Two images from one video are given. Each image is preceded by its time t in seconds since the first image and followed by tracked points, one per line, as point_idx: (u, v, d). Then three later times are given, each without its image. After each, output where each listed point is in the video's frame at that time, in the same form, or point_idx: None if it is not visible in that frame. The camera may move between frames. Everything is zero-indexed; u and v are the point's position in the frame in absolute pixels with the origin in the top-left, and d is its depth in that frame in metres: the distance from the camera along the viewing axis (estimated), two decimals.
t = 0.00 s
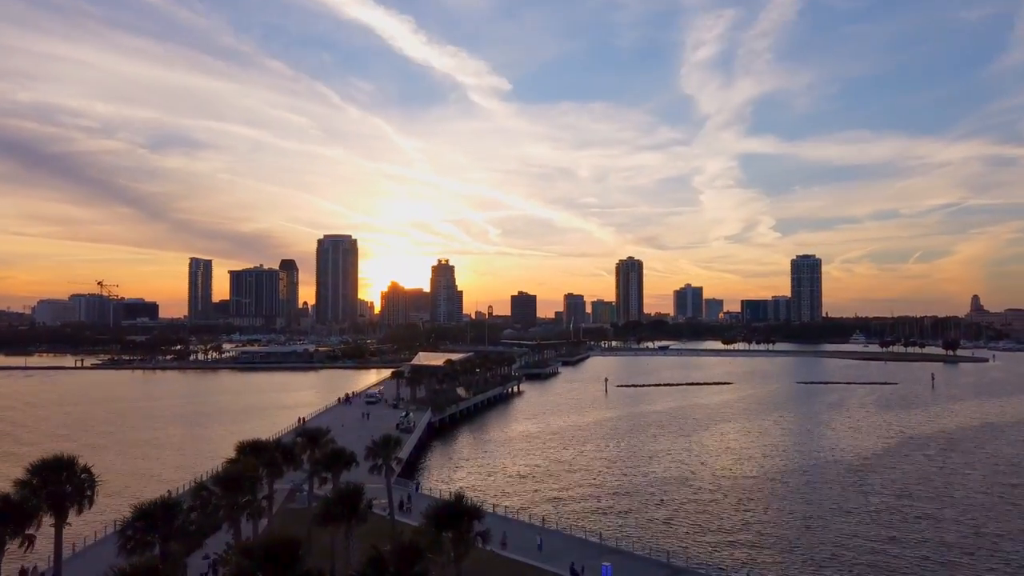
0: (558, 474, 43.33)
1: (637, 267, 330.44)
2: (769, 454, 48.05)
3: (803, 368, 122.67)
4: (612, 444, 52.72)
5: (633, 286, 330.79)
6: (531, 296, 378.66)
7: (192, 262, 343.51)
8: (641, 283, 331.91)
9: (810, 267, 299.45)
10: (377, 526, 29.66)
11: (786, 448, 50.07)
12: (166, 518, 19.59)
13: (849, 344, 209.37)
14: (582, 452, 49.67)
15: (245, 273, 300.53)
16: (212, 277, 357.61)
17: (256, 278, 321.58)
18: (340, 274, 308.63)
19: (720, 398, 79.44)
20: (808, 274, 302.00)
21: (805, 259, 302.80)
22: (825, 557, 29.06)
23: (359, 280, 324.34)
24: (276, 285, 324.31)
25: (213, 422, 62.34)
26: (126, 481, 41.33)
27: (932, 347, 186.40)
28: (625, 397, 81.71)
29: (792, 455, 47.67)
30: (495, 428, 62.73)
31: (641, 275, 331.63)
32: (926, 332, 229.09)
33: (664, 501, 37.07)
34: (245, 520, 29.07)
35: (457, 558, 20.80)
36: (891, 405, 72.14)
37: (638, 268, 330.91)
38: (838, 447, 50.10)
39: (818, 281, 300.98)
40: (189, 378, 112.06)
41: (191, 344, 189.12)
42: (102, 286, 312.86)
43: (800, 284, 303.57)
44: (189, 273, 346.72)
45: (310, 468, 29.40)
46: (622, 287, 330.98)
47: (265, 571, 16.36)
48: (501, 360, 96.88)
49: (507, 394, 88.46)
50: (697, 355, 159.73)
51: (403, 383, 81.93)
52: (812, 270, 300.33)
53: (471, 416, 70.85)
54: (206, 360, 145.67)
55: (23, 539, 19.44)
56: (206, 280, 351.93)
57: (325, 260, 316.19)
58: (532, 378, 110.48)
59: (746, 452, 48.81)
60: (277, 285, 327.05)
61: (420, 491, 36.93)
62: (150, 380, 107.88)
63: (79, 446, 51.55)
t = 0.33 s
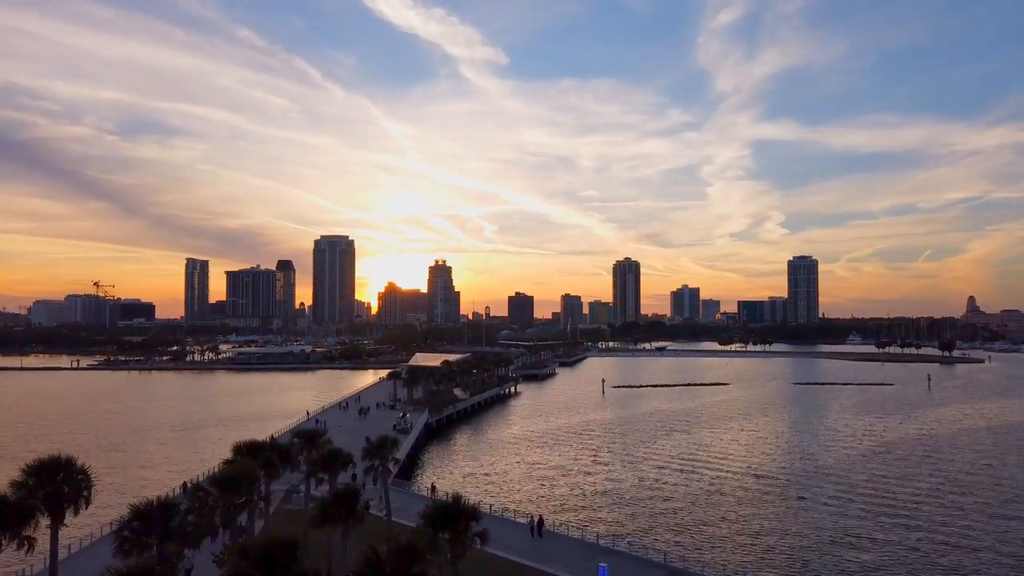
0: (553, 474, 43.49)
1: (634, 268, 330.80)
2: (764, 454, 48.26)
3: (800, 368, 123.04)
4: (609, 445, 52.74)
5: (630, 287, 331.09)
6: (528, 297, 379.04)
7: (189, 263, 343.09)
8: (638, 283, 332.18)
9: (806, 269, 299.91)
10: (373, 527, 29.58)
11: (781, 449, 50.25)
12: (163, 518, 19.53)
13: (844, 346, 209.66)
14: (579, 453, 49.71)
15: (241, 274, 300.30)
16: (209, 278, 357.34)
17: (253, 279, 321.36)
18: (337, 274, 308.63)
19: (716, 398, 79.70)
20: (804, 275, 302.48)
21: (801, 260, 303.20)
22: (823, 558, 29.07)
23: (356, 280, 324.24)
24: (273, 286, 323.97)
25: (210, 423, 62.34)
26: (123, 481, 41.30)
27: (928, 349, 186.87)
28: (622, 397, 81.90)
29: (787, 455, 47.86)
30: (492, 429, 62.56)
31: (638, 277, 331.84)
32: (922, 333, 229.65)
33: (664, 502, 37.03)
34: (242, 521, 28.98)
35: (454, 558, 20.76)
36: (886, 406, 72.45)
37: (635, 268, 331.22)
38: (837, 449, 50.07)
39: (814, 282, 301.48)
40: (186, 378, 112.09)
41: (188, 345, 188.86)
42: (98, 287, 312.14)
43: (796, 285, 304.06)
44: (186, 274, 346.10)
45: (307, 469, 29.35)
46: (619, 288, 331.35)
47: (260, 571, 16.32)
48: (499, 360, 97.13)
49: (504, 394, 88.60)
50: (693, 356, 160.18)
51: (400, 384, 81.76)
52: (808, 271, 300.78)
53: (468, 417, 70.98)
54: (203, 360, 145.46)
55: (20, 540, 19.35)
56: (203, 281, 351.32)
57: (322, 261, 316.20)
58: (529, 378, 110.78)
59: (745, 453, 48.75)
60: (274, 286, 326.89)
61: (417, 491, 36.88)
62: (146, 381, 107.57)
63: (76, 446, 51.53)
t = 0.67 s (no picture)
0: (549, 475, 43.57)
1: (631, 269, 330.73)
2: (761, 455, 48.31)
3: (797, 370, 123.02)
4: (606, 446, 52.67)
5: (627, 289, 331.08)
6: (525, 299, 379.07)
7: (185, 264, 342.28)
8: (635, 285, 332.11)
9: (803, 270, 300.03)
10: (370, 529, 29.44)
11: (778, 449, 50.37)
12: (159, 520, 19.47)
13: (841, 347, 209.96)
14: (576, 454, 49.65)
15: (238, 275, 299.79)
16: (206, 278, 356.52)
17: (250, 280, 320.74)
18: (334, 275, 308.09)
19: (712, 400, 79.65)
20: (801, 277, 302.68)
21: (798, 262, 303.33)
22: (821, 559, 29.09)
23: (353, 281, 323.67)
24: (269, 287, 323.35)
25: (206, 424, 62.07)
26: (120, 483, 41.11)
27: (925, 350, 187.19)
28: (620, 398, 81.84)
29: (783, 456, 47.98)
30: (489, 430, 62.44)
31: (635, 278, 331.81)
32: (918, 335, 229.92)
33: (663, 504, 36.97)
34: (238, 522, 28.92)
35: (451, 561, 20.69)
36: (882, 407, 72.55)
37: (632, 269, 331.15)
38: (834, 449, 50.09)
39: (811, 284, 301.68)
40: (183, 379, 111.74)
41: (184, 346, 188.29)
42: (94, 288, 310.98)
43: (793, 286, 304.14)
44: (182, 275, 345.28)
45: (304, 471, 29.29)
46: (616, 290, 331.24)
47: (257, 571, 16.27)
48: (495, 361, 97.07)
49: (502, 395, 88.50)
50: (690, 357, 160.26)
51: (397, 386, 81.57)
52: (805, 272, 300.89)
53: (465, 418, 70.88)
54: (200, 362, 145.14)
55: (15, 542, 19.28)
56: (200, 281, 350.46)
57: (319, 262, 315.47)
58: (525, 380, 110.62)
59: (741, 454, 48.76)
60: (271, 287, 326.16)
61: (413, 492, 36.82)
62: (142, 382, 107.21)
63: (71, 448, 51.29)
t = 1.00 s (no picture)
0: (546, 476, 43.66)
1: (628, 270, 330.76)
2: (758, 457, 48.42)
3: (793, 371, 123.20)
4: (601, 447, 52.84)
5: (623, 290, 331.22)
6: (521, 300, 379.15)
7: (181, 265, 341.08)
8: (632, 286, 332.21)
9: (799, 271, 300.50)
10: (367, 530, 29.38)
11: (775, 451, 50.49)
12: (155, 522, 19.45)
13: (838, 348, 210.35)
14: (574, 455, 49.77)
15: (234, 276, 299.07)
16: (202, 280, 355.70)
17: (246, 281, 320.12)
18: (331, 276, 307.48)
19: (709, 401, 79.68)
20: (797, 278, 303.19)
21: (794, 263, 303.76)
22: (812, 559, 29.31)
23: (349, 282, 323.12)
24: (266, 288, 322.72)
25: (202, 426, 61.86)
26: (115, 485, 40.94)
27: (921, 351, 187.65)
28: (616, 400, 81.79)
29: (779, 458, 48.12)
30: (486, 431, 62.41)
31: (632, 278, 331.93)
32: (914, 336, 230.52)
33: (657, 504, 37.16)
34: (235, 524, 28.92)
35: (449, 561, 20.73)
36: (879, 409, 72.67)
37: (629, 271, 331.23)
38: (831, 452, 50.19)
39: (807, 285, 302.13)
40: (178, 381, 111.39)
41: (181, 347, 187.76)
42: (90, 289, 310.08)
43: (789, 287, 304.60)
44: (178, 276, 344.32)
45: (301, 472, 29.28)
46: (613, 291, 331.36)
47: (254, 572, 16.29)
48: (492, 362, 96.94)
49: (498, 397, 88.38)
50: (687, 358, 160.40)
51: (394, 386, 81.47)
52: (802, 273, 301.34)
53: (462, 419, 70.83)
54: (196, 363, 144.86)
55: (11, 543, 19.24)
56: (196, 283, 349.60)
57: (316, 263, 314.72)
58: (522, 381, 110.45)
59: (738, 455, 48.96)
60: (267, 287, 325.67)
61: (409, 494, 36.81)
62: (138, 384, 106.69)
63: (66, 450, 51.10)
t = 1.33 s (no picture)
0: (544, 476, 43.75)
1: (625, 271, 330.80)
2: (755, 457, 48.54)
3: (790, 372, 123.23)
4: (599, 448, 52.99)
5: (620, 291, 331.21)
6: (519, 301, 379.45)
7: (177, 266, 340.25)
8: (629, 287, 332.28)
9: (796, 272, 300.72)
10: (364, 531, 29.32)
11: (772, 452, 50.50)
12: (151, 523, 19.42)
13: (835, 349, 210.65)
14: (571, 455, 49.91)
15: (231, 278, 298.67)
16: (198, 280, 354.97)
17: (243, 282, 319.60)
18: (328, 278, 307.21)
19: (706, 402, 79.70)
20: (794, 279, 303.30)
21: (791, 264, 303.86)
22: (811, 559, 29.45)
23: (346, 283, 322.72)
24: (263, 289, 322.24)
25: (199, 428, 61.59)
26: (111, 486, 40.79)
27: (917, 352, 187.68)
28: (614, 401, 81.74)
29: (778, 458, 48.19)
30: (483, 433, 62.34)
31: (629, 280, 332.27)
32: (910, 337, 230.67)
33: (655, 504, 37.35)
34: (232, 525, 28.89)
35: (445, 563, 20.73)
36: (876, 411, 72.64)
37: (626, 271, 331.21)
38: (827, 452, 50.36)
39: (804, 286, 302.37)
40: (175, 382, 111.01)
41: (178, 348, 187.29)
42: (86, 291, 309.14)
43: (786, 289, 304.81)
44: (174, 277, 342.98)
45: (297, 473, 29.23)
46: (610, 292, 331.45)
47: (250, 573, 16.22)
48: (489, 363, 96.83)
49: (495, 398, 88.25)
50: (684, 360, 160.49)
51: (391, 387, 81.30)
52: (799, 275, 301.52)
53: (459, 420, 70.75)
54: (193, 364, 144.26)
55: (6, 544, 19.20)
56: (192, 283, 349.03)
57: (314, 263, 314.28)
58: (520, 382, 110.47)
59: (734, 455, 49.24)
60: (264, 288, 324.52)
61: (407, 495, 36.70)
62: (134, 385, 106.41)
63: (62, 451, 50.85)
